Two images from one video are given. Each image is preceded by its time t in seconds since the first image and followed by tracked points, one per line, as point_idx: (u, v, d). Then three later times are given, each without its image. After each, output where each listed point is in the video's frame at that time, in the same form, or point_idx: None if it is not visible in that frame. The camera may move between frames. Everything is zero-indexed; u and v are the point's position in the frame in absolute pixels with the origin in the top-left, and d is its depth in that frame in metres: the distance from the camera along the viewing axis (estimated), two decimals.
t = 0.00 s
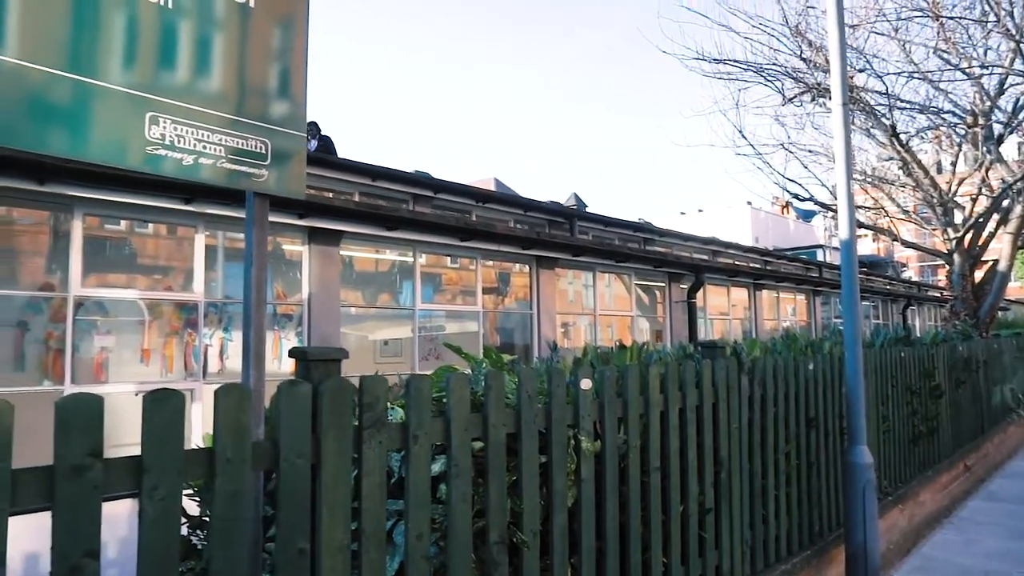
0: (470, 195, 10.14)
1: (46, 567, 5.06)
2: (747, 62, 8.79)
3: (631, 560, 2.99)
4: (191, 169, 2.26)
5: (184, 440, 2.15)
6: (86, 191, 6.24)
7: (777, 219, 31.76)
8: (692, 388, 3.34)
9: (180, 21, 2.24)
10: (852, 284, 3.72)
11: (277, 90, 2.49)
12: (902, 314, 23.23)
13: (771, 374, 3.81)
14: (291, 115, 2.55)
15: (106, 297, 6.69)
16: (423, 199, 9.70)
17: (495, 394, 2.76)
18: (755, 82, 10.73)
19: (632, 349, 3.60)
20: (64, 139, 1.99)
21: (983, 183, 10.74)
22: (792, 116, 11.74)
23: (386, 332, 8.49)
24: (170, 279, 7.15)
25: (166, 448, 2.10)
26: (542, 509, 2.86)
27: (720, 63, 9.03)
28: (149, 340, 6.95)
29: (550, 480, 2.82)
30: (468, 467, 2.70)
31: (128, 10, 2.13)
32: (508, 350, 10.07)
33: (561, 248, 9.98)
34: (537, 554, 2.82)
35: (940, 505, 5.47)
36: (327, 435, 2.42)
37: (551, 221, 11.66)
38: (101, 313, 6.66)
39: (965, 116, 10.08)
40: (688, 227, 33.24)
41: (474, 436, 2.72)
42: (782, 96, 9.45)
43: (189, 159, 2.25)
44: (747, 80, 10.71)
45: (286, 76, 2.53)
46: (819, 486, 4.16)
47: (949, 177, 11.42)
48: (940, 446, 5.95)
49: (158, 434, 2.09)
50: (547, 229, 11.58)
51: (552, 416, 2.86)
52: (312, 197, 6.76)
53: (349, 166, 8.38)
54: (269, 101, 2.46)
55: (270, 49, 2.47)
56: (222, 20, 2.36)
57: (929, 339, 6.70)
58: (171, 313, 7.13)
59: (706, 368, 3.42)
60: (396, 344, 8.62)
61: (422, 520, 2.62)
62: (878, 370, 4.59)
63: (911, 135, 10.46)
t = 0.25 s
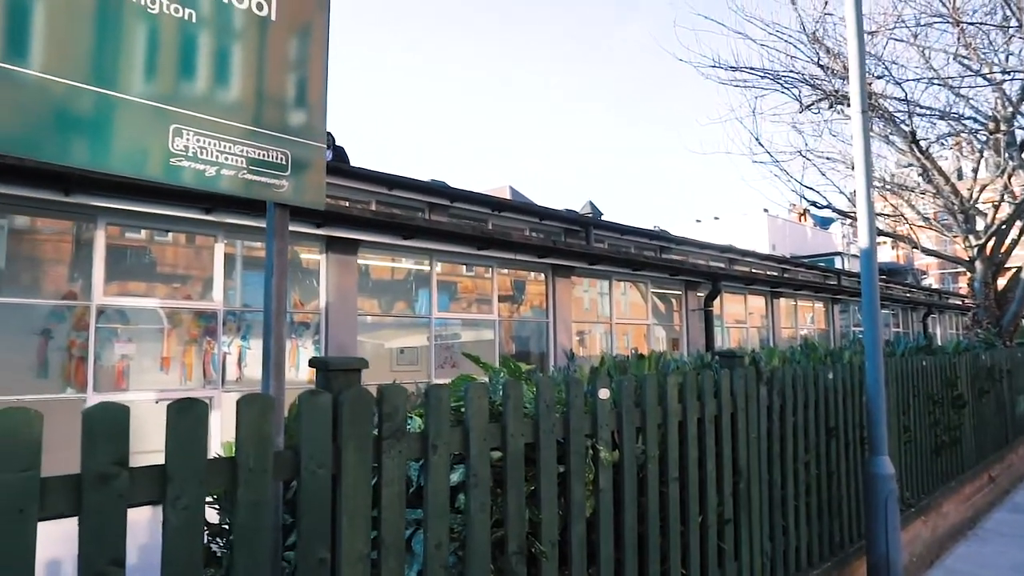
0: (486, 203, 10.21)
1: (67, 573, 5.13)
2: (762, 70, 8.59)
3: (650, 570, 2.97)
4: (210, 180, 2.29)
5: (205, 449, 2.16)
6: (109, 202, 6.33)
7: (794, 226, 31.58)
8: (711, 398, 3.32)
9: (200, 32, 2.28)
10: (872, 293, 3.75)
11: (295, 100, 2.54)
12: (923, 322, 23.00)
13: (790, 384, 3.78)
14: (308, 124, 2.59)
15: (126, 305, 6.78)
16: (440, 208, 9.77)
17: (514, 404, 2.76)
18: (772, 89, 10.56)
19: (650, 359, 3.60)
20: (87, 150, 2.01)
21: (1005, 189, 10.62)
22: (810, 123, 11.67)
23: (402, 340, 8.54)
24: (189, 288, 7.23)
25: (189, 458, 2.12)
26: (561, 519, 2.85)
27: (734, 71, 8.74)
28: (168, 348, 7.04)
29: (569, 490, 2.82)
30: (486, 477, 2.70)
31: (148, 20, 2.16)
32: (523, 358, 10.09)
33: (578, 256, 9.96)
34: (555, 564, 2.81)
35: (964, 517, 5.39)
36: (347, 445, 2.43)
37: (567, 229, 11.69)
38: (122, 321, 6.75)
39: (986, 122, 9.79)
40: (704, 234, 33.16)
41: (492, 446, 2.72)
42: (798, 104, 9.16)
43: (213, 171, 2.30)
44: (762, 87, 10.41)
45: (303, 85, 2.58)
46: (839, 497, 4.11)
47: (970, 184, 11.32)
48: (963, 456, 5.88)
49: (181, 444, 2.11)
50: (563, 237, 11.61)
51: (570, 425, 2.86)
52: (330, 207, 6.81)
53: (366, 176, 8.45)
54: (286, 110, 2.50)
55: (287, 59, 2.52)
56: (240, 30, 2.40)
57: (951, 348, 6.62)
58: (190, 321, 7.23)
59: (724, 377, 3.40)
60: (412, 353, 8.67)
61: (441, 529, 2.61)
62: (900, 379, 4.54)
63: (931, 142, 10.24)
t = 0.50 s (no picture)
0: (497, 214, 10.25)
1: None
2: (772, 78, 8.55)
3: None
4: (220, 194, 2.34)
5: (222, 463, 2.17)
6: (124, 216, 6.39)
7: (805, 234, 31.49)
8: (724, 408, 3.31)
9: (212, 48, 2.36)
10: (886, 301, 3.77)
11: (305, 113, 2.59)
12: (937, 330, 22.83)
13: (804, 393, 3.76)
14: (318, 135, 2.64)
15: (139, 318, 6.83)
16: (450, 219, 9.82)
17: (527, 416, 2.76)
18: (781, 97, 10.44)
19: (663, 370, 3.59)
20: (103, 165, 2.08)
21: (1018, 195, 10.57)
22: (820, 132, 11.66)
23: (413, 351, 8.56)
24: (201, 300, 7.29)
25: (205, 472, 2.13)
26: (575, 530, 2.84)
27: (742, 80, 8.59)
28: (181, 360, 7.09)
29: (583, 502, 2.80)
30: (500, 489, 2.69)
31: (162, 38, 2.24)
32: (534, 368, 10.08)
33: (589, 266, 9.97)
34: None
35: (983, 527, 5.33)
36: (362, 458, 2.43)
37: (577, 239, 11.71)
38: (135, 333, 6.81)
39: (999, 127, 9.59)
40: (714, 243, 33.13)
41: (506, 458, 2.72)
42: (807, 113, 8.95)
43: (227, 186, 2.36)
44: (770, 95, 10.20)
45: (314, 98, 2.63)
46: (855, 507, 4.07)
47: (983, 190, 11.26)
48: (981, 466, 5.82)
49: (198, 457, 2.12)
50: (573, 247, 11.63)
51: (584, 437, 2.85)
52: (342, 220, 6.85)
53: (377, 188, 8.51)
54: (298, 122, 2.56)
55: (298, 72, 2.58)
56: (251, 44, 2.46)
57: (966, 356, 6.57)
58: (203, 333, 7.27)
59: (738, 388, 3.39)
60: (423, 364, 8.69)
61: (455, 542, 2.61)
62: (915, 388, 4.51)
63: (942, 148, 10.10)
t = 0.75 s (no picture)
0: (510, 226, 10.29)
1: None
2: (784, 89, 8.45)
3: None
4: (234, 210, 2.37)
5: (243, 479, 2.17)
6: (142, 231, 6.46)
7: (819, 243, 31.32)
8: (742, 422, 3.29)
9: (228, 64, 2.41)
10: (904, 312, 3.73)
11: (319, 127, 2.64)
12: (956, 339, 22.57)
13: (822, 405, 3.72)
14: (333, 148, 2.68)
15: (157, 332, 6.90)
16: (464, 232, 9.86)
17: (545, 430, 2.75)
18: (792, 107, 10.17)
19: (680, 382, 3.58)
20: (125, 182, 2.13)
21: None
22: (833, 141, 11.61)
23: (427, 363, 8.58)
24: (216, 313, 7.35)
25: (226, 488, 2.13)
26: (593, 545, 2.83)
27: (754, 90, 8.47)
28: (198, 373, 7.15)
29: (601, 517, 2.79)
30: (518, 503, 2.69)
31: (180, 57, 2.30)
32: (549, 380, 10.06)
33: (603, 277, 9.97)
34: None
35: (1008, 541, 5.24)
36: (381, 473, 2.44)
37: (590, 251, 11.71)
38: (152, 347, 6.87)
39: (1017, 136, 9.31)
40: (728, 253, 33.03)
41: (524, 472, 2.71)
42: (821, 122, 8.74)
43: (247, 203, 2.42)
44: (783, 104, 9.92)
45: (329, 111, 2.69)
46: (876, 521, 4.02)
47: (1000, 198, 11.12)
48: (1005, 479, 5.74)
49: (219, 471, 2.12)
50: (587, 258, 11.63)
51: (601, 451, 2.84)
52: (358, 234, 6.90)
53: (392, 201, 8.57)
54: (315, 136, 2.62)
55: (313, 87, 2.63)
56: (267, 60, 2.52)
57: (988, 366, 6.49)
58: (219, 347, 7.34)
59: (755, 400, 3.37)
60: (437, 376, 8.72)
61: (474, 557, 2.60)
62: (935, 399, 4.46)
63: (958, 156, 9.90)
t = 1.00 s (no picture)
0: (524, 236, 10.32)
1: None
2: (798, 97, 8.32)
3: None
4: (248, 221, 2.46)
5: (264, 491, 2.18)
6: (159, 243, 6.54)
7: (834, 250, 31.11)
8: (759, 433, 3.26)
9: (244, 79, 2.51)
10: (923, 320, 3.71)
11: (332, 138, 2.72)
12: (975, 348, 22.30)
13: (840, 415, 3.70)
14: (346, 159, 2.77)
15: (174, 342, 6.96)
16: (478, 242, 9.90)
17: (562, 441, 2.75)
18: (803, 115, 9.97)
19: (697, 393, 3.57)
20: (145, 197, 2.22)
21: None
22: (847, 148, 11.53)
23: (441, 373, 8.60)
24: (232, 323, 7.41)
25: (247, 500, 2.14)
26: (610, 556, 2.82)
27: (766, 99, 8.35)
28: (214, 384, 7.21)
29: (619, 528, 2.78)
30: (536, 514, 2.68)
31: (199, 73, 2.40)
32: (563, 389, 10.05)
33: (617, 287, 9.96)
34: None
35: None
36: (400, 484, 2.44)
37: (604, 260, 11.71)
38: (169, 357, 6.94)
39: None
40: (742, 261, 32.89)
41: (542, 483, 2.71)
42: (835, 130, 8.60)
43: (265, 215, 2.51)
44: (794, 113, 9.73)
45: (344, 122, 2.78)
46: (896, 532, 3.98)
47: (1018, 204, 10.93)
48: None
49: (241, 482, 2.14)
50: (600, 267, 11.63)
51: (618, 462, 2.83)
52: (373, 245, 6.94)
53: (406, 212, 8.63)
54: (331, 148, 2.71)
55: (326, 99, 2.73)
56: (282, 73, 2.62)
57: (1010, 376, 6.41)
58: (235, 357, 7.41)
59: (773, 411, 3.35)
60: (452, 386, 8.73)
61: (492, 568, 2.60)
62: (955, 409, 4.42)
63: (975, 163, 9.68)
